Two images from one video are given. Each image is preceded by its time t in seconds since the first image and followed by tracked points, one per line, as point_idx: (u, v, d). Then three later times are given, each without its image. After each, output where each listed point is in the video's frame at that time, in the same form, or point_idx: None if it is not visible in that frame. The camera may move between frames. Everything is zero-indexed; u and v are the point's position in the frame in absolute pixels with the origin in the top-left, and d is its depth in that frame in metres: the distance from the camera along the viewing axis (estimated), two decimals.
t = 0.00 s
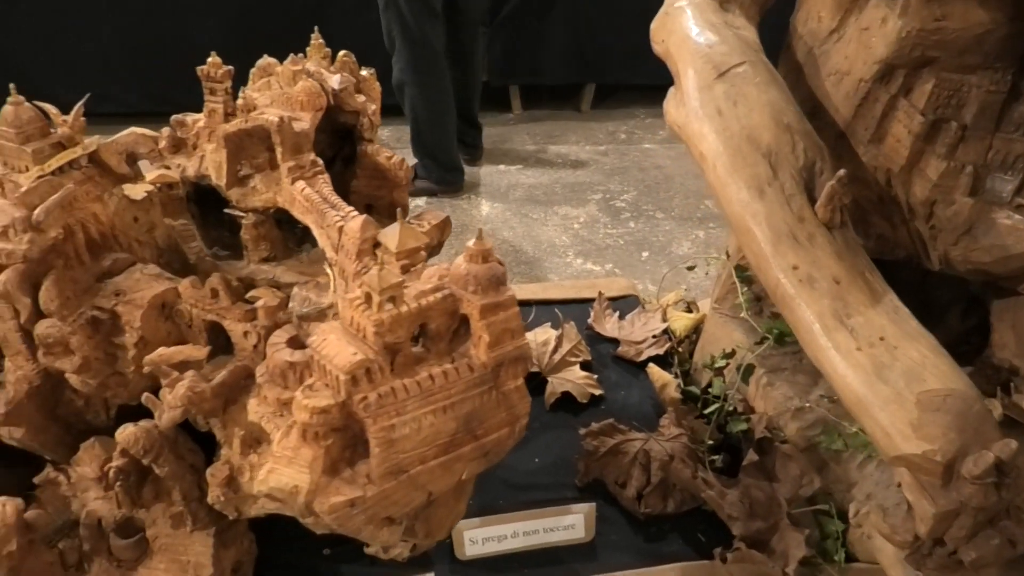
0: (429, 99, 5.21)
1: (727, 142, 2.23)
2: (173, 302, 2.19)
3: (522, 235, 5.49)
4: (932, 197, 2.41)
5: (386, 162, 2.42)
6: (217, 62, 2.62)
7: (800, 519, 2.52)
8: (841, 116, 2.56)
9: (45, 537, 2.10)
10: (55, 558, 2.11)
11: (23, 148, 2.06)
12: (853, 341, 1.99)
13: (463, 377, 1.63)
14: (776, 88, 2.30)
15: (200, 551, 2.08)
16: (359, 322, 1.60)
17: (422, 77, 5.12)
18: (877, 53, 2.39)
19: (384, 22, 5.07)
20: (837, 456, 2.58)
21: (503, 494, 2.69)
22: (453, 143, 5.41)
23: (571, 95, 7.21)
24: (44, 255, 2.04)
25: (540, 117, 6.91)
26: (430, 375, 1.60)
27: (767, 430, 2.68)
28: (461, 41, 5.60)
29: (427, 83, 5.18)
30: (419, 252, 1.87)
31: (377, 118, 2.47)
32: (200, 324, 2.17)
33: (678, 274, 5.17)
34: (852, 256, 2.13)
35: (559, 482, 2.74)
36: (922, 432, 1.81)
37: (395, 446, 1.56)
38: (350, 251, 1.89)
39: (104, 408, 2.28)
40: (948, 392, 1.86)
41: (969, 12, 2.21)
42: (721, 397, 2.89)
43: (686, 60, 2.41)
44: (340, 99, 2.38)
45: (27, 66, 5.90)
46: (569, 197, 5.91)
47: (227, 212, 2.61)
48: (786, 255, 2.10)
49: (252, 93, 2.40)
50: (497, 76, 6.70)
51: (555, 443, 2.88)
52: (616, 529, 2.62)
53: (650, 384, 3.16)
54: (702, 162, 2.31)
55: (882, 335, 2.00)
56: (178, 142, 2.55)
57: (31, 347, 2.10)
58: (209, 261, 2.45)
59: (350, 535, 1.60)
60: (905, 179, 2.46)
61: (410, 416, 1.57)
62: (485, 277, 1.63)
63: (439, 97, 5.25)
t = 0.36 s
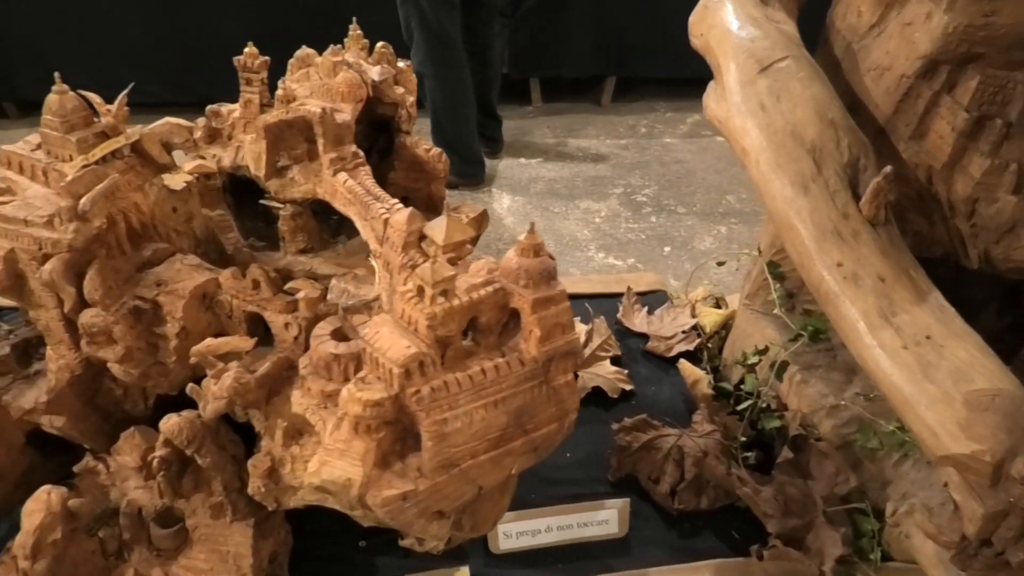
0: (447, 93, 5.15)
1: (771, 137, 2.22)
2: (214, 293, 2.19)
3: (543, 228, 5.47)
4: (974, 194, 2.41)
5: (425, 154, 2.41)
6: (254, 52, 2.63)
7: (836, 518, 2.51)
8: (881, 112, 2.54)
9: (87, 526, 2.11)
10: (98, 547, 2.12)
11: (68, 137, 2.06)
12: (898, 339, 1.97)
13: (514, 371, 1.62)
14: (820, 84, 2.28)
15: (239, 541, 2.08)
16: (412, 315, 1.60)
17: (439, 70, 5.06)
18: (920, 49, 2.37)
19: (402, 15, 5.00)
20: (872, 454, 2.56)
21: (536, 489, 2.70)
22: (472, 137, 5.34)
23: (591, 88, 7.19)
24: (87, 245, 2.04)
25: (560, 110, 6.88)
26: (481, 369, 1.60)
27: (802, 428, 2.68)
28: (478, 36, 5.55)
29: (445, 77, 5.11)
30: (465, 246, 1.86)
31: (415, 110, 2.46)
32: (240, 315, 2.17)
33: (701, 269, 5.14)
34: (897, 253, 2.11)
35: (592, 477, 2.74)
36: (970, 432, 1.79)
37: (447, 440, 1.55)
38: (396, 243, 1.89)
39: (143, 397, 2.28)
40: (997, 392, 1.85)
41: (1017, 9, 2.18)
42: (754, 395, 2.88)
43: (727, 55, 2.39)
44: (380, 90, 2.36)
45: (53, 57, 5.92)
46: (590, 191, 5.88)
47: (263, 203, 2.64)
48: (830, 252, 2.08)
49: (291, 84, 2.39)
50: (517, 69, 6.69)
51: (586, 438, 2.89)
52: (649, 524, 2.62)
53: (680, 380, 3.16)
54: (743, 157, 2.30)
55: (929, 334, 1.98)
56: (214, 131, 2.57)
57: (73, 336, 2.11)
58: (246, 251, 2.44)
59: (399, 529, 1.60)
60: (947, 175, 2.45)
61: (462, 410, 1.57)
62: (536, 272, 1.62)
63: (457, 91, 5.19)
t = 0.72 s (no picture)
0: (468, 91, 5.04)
1: (817, 136, 2.20)
2: (256, 290, 2.19)
3: (566, 225, 5.44)
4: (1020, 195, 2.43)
5: (465, 152, 2.41)
6: (292, 49, 2.63)
7: (877, 519, 2.49)
8: (924, 111, 2.51)
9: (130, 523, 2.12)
10: (141, 544, 2.12)
11: (113, 134, 2.06)
12: (950, 341, 1.95)
13: (570, 372, 1.61)
14: (866, 82, 2.27)
15: (282, 540, 2.09)
16: (467, 315, 1.59)
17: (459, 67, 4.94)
18: (967, 47, 2.36)
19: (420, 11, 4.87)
20: (912, 455, 2.55)
21: (572, 488, 2.69)
22: (497, 135, 5.16)
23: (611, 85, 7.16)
24: (133, 243, 2.04)
25: (580, 107, 6.85)
26: (538, 370, 1.59)
27: (840, 428, 2.63)
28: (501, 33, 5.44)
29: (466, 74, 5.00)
30: (515, 245, 1.84)
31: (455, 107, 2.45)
32: (283, 313, 2.17)
33: (725, 267, 5.11)
34: (946, 254, 2.09)
35: (628, 477, 2.73)
36: None
37: (503, 441, 1.54)
38: (444, 241, 1.88)
39: (183, 394, 2.28)
40: None
41: None
42: (790, 395, 2.83)
43: (770, 52, 2.36)
44: (422, 88, 2.36)
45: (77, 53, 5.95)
46: (613, 187, 5.85)
47: (298, 199, 2.65)
48: (879, 252, 2.06)
49: (331, 81, 2.39)
50: (538, 65, 6.66)
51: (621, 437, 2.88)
52: (687, 524, 2.61)
53: (714, 379, 3.14)
54: (788, 156, 2.28)
55: (981, 335, 1.96)
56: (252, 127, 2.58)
57: (117, 333, 2.11)
58: (285, 249, 2.44)
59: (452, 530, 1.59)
60: (993, 176, 2.46)
61: (518, 411, 1.56)
62: (592, 272, 1.61)
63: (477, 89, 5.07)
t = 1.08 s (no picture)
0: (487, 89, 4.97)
1: (858, 135, 2.18)
2: (293, 286, 2.19)
3: (585, 222, 5.42)
4: None
5: (501, 149, 2.41)
6: (325, 45, 2.64)
7: (910, 520, 2.48)
8: (961, 110, 2.49)
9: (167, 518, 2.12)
10: (178, 539, 2.12)
11: (153, 129, 2.06)
12: (994, 343, 1.93)
13: (618, 371, 1.61)
14: (907, 82, 2.25)
15: (318, 536, 2.09)
16: (515, 313, 1.58)
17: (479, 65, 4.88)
18: (1008, 46, 2.35)
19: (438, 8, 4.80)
20: (945, 456, 2.52)
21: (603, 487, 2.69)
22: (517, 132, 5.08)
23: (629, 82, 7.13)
24: (174, 238, 2.04)
25: (598, 103, 6.83)
26: (587, 369, 1.58)
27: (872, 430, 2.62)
28: (520, 29, 5.39)
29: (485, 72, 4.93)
30: (558, 242, 1.82)
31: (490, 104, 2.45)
32: (320, 309, 2.17)
33: (745, 266, 5.08)
34: (990, 255, 2.07)
35: (658, 476, 2.73)
36: None
37: (552, 440, 1.54)
38: (486, 239, 1.88)
39: (218, 390, 2.29)
40: None
41: None
42: (823, 395, 2.81)
43: (809, 51, 2.35)
44: (458, 85, 2.36)
45: (97, 48, 5.97)
46: (632, 185, 5.83)
47: (331, 196, 2.67)
48: (921, 253, 2.04)
49: (367, 77, 2.39)
50: (556, 62, 6.65)
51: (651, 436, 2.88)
52: (718, 524, 2.60)
53: (743, 379, 3.13)
54: (827, 155, 2.26)
55: None
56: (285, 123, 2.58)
57: (156, 328, 2.11)
58: (319, 245, 2.46)
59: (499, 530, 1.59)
60: None
61: (567, 410, 1.55)
62: (641, 270, 1.61)
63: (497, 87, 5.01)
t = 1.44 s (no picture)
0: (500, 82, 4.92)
1: (886, 127, 2.19)
2: (322, 277, 2.19)
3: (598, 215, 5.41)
4: None
5: (527, 139, 2.42)
6: (349, 35, 2.64)
7: (932, 512, 2.47)
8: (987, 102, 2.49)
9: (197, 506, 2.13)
10: (208, 527, 2.13)
11: (184, 119, 2.06)
12: None
13: (655, 360, 1.62)
14: (937, 73, 2.26)
15: (348, 524, 2.12)
16: (553, 302, 1.59)
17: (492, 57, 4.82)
18: None
19: None
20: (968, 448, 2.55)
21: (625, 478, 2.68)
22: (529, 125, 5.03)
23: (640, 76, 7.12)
24: (206, 229, 2.05)
25: (609, 97, 6.83)
26: (624, 357, 1.59)
27: (894, 421, 2.62)
28: (533, 22, 5.37)
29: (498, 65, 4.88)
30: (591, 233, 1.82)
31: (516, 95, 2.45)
32: (348, 300, 2.17)
33: (758, 259, 5.08)
34: (1019, 247, 2.08)
35: (680, 467, 2.73)
36: None
37: (591, 428, 1.55)
38: (518, 229, 1.89)
39: (246, 379, 2.31)
40: None
41: None
42: (843, 386, 2.80)
43: (836, 42, 2.35)
44: (485, 75, 2.36)
45: (108, 38, 5.96)
46: (644, 178, 5.82)
47: (354, 185, 2.67)
48: (950, 245, 2.06)
49: (393, 68, 2.40)
50: (568, 55, 6.63)
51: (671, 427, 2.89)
52: (741, 515, 2.60)
53: (762, 371, 3.14)
54: (855, 146, 2.27)
55: None
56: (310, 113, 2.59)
57: (186, 318, 2.12)
58: (344, 236, 2.46)
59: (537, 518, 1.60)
60: None
61: (606, 398, 1.56)
62: (678, 260, 1.62)
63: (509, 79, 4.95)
